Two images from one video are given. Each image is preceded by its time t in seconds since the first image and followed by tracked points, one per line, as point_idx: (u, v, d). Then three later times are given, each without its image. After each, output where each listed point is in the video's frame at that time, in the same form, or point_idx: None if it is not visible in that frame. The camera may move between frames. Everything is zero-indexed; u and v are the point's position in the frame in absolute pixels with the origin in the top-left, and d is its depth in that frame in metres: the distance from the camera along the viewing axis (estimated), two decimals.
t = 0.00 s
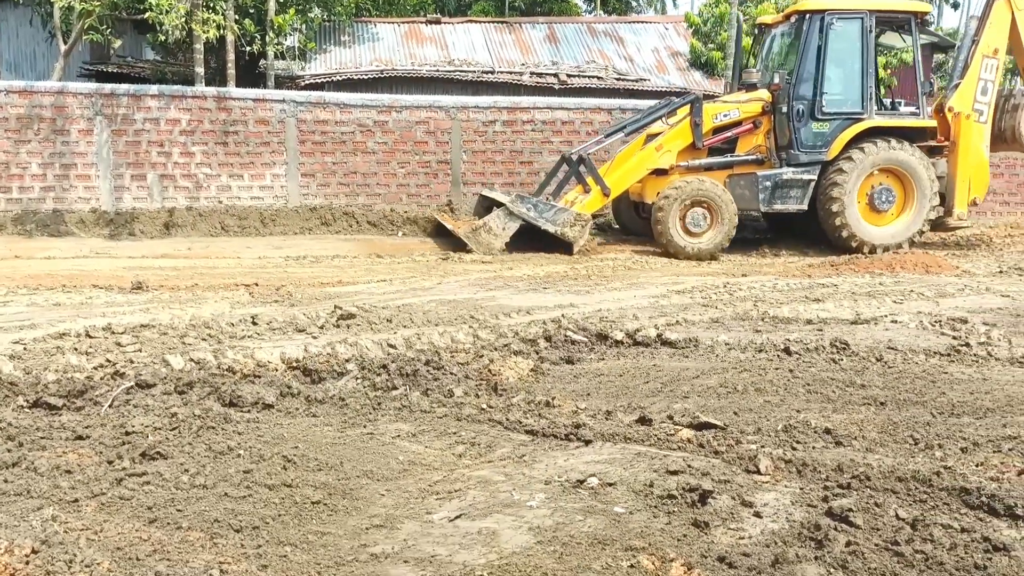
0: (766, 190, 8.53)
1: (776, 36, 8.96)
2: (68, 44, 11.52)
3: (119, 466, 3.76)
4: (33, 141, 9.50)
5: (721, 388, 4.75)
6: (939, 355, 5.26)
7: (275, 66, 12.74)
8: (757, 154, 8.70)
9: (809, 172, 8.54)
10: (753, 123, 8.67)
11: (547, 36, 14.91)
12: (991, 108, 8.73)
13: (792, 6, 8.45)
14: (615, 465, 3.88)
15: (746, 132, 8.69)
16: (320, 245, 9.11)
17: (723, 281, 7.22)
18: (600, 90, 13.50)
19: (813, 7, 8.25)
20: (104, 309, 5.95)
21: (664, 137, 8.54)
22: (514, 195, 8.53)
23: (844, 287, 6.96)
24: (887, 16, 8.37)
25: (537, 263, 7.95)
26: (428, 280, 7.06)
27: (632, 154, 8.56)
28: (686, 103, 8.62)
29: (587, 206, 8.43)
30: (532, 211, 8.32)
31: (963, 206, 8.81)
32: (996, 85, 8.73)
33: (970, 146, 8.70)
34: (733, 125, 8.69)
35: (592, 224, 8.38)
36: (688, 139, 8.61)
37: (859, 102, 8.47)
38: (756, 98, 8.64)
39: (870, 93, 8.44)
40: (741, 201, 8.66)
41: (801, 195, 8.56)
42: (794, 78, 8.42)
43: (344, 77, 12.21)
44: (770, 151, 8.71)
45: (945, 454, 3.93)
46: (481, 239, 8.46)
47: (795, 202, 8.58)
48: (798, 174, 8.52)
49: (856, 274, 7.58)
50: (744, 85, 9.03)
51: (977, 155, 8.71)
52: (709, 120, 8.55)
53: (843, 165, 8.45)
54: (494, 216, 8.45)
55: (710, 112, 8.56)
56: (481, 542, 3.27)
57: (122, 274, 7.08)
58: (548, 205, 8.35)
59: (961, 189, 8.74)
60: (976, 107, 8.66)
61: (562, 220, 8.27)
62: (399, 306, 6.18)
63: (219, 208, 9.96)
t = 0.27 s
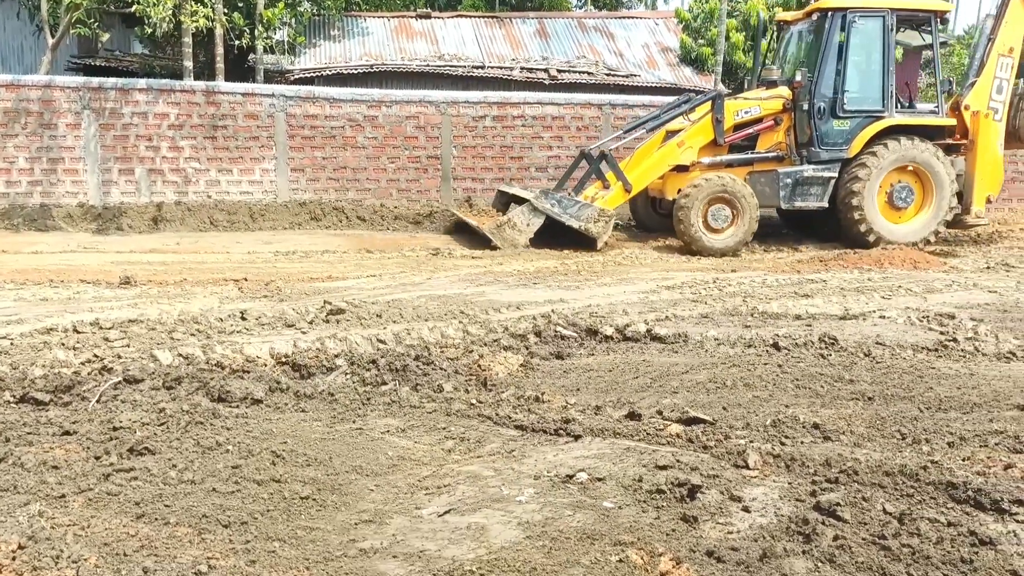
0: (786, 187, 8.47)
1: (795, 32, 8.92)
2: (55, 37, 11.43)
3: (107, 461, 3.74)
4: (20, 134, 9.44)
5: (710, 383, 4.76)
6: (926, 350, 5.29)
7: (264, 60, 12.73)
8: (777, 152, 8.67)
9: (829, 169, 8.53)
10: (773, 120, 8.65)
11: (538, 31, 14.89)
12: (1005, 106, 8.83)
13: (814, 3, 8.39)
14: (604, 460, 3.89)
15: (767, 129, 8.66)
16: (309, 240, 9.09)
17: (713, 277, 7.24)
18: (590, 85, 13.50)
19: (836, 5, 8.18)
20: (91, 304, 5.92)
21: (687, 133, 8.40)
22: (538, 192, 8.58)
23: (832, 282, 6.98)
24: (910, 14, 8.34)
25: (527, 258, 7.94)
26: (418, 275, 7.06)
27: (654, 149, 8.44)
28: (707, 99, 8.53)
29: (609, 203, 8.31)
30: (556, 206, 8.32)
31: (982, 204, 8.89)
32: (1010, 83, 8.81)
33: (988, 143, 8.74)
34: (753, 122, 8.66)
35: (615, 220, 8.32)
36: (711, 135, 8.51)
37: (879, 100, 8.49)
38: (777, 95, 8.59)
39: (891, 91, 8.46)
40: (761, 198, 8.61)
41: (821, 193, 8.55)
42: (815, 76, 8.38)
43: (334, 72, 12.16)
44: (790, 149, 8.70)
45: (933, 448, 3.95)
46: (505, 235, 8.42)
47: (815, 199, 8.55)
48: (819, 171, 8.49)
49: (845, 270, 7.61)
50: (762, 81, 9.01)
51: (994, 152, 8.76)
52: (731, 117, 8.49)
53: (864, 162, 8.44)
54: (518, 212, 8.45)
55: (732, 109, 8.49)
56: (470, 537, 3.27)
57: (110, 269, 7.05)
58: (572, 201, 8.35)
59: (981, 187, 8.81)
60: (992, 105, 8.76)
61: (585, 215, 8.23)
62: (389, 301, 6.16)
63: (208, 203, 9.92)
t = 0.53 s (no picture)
0: (814, 187, 8.34)
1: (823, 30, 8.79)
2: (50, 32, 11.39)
3: (102, 457, 3.73)
4: (15, 130, 9.41)
5: (706, 379, 4.76)
6: (922, 346, 5.30)
7: (260, 55, 12.70)
8: (805, 151, 8.53)
9: (858, 169, 8.40)
10: (802, 119, 8.51)
11: (534, 27, 14.87)
12: None
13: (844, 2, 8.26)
14: (601, 456, 3.89)
15: (795, 128, 8.52)
16: (304, 236, 9.08)
17: (709, 273, 7.24)
18: (586, 81, 13.49)
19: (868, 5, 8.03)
20: (86, 299, 5.91)
21: (715, 132, 8.33)
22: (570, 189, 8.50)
23: (828, 279, 6.98)
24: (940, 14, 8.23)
25: (523, 254, 7.94)
26: (414, 271, 7.05)
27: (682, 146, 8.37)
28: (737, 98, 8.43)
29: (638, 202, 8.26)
30: (587, 203, 8.25)
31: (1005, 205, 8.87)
32: None
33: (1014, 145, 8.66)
34: (782, 121, 8.53)
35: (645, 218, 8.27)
36: (739, 133, 8.41)
37: (908, 100, 8.37)
38: (807, 94, 8.47)
39: (921, 92, 8.34)
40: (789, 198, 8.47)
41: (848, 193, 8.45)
42: (845, 75, 8.24)
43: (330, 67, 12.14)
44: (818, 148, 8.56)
45: (928, 444, 3.96)
46: (535, 231, 8.40)
47: (843, 199, 8.45)
48: (847, 171, 8.36)
49: (841, 266, 7.62)
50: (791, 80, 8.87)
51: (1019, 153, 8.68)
52: (759, 115, 8.38)
53: (893, 161, 8.33)
54: (549, 209, 8.40)
55: (761, 107, 8.39)
56: (467, 533, 3.27)
57: (106, 265, 7.03)
58: (603, 199, 8.27)
59: (1005, 189, 8.77)
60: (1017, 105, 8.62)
61: (616, 213, 8.16)
62: (385, 297, 6.15)
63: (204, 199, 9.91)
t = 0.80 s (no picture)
0: (821, 188, 8.37)
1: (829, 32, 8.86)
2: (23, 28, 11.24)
3: (79, 458, 3.69)
4: None
5: (685, 376, 4.79)
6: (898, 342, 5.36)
7: (237, 52, 12.62)
8: (812, 152, 8.62)
9: (865, 170, 8.43)
10: (809, 120, 8.59)
11: (513, 24, 14.87)
12: None
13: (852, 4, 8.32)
14: (580, 453, 3.90)
15: (803, 128, 8.60)
16: (282, 233, 9.02)
17: (688, 271, 7.28)
18: (564, 79, 13.50)
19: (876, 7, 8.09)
20: (61, 298, 5.84)
21: (725, 132, 8.38)
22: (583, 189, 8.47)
23: (806, 276, 7.04)
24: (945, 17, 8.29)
25: (502, 252, 7.94)
26: (393, 269, 7.03)
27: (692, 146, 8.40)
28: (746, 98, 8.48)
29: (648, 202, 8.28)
30: (600, 204, 8.22)
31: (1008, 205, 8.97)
32: None
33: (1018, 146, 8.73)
34: (790, 121, 8.60)
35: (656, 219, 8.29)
36: (748, 134, 8.48)
37: (914, 103, 8.43)
38: (815, 95, 8.54)
39: (927, 95, 8.41)
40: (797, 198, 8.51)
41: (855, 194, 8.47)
42: (852, 77, 8.30)
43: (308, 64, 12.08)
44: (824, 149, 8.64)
45: (904, 440, 4.00)
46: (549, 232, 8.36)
47: (850, 200, 8.47)
48: (854, 172, 8.40)
49: (818, 263, 7.68)
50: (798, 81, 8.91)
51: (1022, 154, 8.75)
52: (768, 116, 8.45)
53: (900, 162, 8.35)
54: (562, 209, 8.36)
55: (770, 108, 8.45)
56: (447, 531, 3.27)
57: (81, 263, 6.95)
58: (615, 199, 8.26)
59: (1010, 190, 8.85)
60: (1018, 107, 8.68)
61: (628, 214, 8.15)
62: (364, 295, 6.13)
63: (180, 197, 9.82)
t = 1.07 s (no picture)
0: (811, 190, 8.50)
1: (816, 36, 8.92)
2: None
3: (39, 465, 3.62)
4: None
5: (651, 378, 4.82)
6: (860, 343, 5.44)
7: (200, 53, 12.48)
8: (802, 155, 8.66)
9: (852, 172, 8.55)
10: (799, 123, 8.62)
11: (479, 28, 14.88)
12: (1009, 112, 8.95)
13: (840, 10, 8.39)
14: (548, 456, 3.91)
15: (792, 132, 8.63)
16: (248, 237, 8.94)
17: (655, 273, 7.33)
18: (530, 82, 13.53)
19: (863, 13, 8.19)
20: (20, 303, 5.73)
21: (718, 136, 8.43)
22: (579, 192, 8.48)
23: (770, 278, 7.12)
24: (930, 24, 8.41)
25: (470, 255, 7.94)
26: (359, 273, 6.99)
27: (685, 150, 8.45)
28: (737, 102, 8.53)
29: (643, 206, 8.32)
30: (598, 208, 8.25)
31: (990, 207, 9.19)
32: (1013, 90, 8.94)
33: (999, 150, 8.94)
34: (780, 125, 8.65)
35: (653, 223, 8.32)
36: (740, 138, 8.54)
37: (901, 107, 8.53)
38: (804, 99, 8.59)
39: (913, 99, 8.51)
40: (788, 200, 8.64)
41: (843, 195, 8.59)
42: (841, 81, 8.36)
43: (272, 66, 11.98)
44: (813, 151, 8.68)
45: (867, 440, 4.07)
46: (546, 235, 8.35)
47: (838, 202, 8.59)
48: (842, 175, 8.51)
49: (783, 265, 7.78)
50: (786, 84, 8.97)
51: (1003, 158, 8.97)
52: (759, 120, 8.50)
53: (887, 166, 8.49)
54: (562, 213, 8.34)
55: (760, 112, 8.51)
56: (415, 535, 3.25)
57: (41, 267, 6.83)
58: (613, 203, 8.30)
59: (993, 192, 9.06)
60: (998, 112, 8.85)
61: (625, 218, 8.18)
62: (330, 299, 6.09)
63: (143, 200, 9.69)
